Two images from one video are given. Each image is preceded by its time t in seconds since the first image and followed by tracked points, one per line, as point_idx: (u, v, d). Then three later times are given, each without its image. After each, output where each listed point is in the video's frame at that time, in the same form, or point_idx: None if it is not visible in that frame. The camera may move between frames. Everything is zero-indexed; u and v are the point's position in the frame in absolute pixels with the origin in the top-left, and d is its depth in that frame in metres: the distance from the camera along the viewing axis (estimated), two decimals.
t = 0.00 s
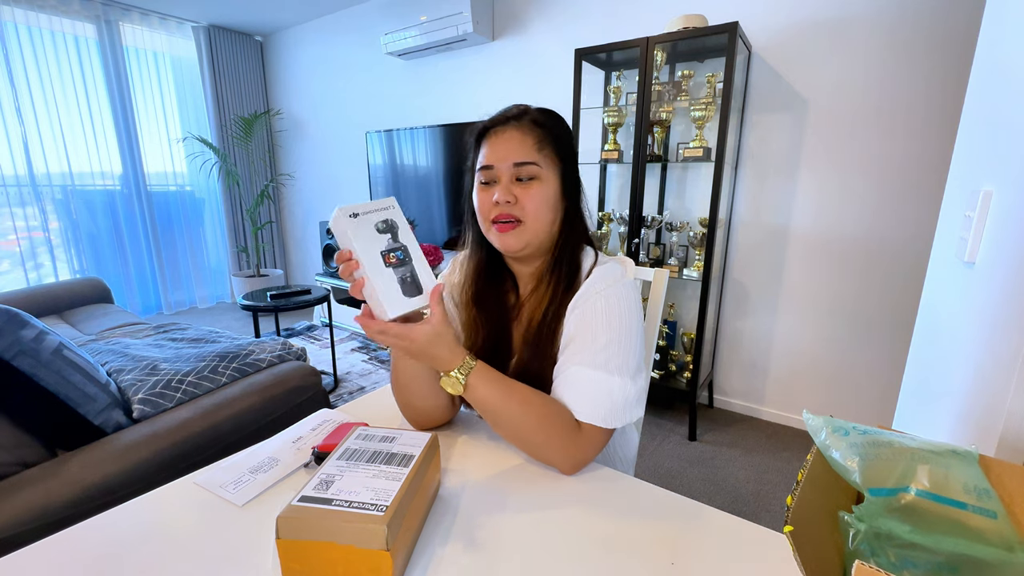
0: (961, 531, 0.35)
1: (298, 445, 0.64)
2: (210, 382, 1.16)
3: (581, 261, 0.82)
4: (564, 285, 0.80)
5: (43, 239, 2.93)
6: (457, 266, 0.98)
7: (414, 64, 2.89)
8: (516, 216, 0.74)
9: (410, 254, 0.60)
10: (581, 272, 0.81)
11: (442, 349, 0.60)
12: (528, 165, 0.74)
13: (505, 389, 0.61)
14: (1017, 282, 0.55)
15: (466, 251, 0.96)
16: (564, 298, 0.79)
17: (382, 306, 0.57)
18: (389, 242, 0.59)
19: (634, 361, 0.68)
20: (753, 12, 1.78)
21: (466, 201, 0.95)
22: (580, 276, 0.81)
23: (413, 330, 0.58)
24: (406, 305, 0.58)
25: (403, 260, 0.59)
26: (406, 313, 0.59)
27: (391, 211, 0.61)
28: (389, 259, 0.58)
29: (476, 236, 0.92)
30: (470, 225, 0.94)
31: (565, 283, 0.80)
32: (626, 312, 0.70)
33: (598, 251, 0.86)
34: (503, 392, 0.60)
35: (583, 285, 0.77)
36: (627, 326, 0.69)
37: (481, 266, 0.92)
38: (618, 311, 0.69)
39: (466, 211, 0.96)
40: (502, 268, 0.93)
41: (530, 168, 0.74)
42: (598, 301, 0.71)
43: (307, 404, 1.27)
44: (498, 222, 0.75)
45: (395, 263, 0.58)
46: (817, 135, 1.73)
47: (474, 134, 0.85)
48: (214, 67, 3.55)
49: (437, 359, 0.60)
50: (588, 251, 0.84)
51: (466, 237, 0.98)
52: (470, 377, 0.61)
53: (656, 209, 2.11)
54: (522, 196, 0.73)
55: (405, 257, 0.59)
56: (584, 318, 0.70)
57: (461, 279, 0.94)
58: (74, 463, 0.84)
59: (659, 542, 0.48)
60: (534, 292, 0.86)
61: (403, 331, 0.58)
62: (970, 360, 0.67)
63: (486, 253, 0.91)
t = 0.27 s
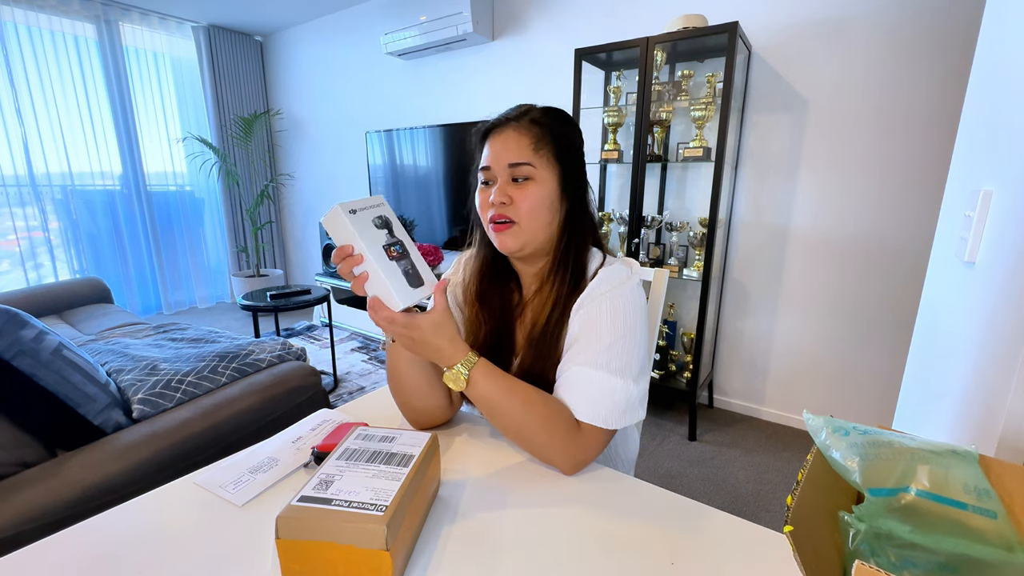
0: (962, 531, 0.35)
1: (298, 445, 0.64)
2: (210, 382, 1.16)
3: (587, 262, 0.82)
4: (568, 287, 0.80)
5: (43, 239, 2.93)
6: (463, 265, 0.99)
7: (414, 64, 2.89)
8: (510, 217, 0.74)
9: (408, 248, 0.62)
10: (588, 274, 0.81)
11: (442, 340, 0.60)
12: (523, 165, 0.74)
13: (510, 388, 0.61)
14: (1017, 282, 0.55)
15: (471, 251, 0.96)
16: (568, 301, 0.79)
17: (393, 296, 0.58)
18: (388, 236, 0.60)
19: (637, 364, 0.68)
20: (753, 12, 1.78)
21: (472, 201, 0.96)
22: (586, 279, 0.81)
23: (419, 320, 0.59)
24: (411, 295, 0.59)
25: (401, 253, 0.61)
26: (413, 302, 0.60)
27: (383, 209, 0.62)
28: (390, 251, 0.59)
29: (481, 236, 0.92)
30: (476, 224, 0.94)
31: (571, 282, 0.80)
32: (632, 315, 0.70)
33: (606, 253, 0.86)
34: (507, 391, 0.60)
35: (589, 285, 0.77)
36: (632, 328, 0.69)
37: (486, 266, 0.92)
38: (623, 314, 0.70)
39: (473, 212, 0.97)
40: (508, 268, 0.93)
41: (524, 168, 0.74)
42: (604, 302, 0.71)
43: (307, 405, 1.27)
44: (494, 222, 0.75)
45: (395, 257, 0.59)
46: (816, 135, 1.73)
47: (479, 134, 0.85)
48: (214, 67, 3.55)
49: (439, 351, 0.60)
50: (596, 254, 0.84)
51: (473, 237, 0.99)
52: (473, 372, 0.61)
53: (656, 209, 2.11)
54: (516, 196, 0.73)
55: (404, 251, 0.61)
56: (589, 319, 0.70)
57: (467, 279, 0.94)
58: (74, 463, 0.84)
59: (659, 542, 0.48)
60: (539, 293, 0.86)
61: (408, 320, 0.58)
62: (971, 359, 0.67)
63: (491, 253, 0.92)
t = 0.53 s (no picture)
0: (962, 531, 0.35)
1: (298, 445, 0.64)
2: (210, 382, 1.16)
3: (587, 262, 0.81)
4: (570, 287, 0.80)
5: (43, 239, 2.93)
6: (462, 263, 0.98)
7: (414, 64, 2.89)
8: (528, 220, 0.74)
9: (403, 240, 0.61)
10: (586, 273, 0.81)
11: (458, 335, 0.58)
12: (545, 169, 0.74)
13: (516, 384, 0.60)
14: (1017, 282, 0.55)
15: (472, 250, 0.96)
16: (569, 299, 0.79)
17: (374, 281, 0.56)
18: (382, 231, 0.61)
19: (638, 363, 0.68)
20: (753, 12, 1.78)
21: (472, 197, 0.95)
22: (586, 277, 0.80)
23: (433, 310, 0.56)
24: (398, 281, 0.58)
25: (395, 244, 0.61)
26: (399, 289, 0.58)
27: (387, 211, 0.64)
28: (380, 243, 0.59)
29: (483, 235, 0.92)
30: (478, 223, 0.94)
31: (572, 283, 0.80)
32: (632, 314, 0.70)
33: (604, 252, 0.86)
34: (510, 387, 0.60)
35: (589, 283, 0.77)
36: (633, 328, 0.69)
37: (487, 264, 0.92)
38: (623, 313, 0.70)
39: (473, 209, 0.96)
40: (508, 267, 0.93)
41: (546, 173, 0.74)
42: (604, 302, 0.71)
43: (307, 404, 1.27)
44: (509, 224, 0.75)
45: (387, 248, 0.60)
46: (817, 135, 1.73)
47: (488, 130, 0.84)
48: (214, 67, 3.55)
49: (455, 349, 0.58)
50: (593, 252, 0.84)
51: (473, 235, 0.98)
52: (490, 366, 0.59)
53: (656, 209, 2.11)
54: (536, 200, 0.74)
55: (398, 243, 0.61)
56: (589, 319, 0.70)
57: (467, 276, 0.94)
58: (74, 463, 0.84)
59: (659, 542, 0.48)
60: (541, 293, 0.86)
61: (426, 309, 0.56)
62: (970, 360, 0.67)
63: (494, 253, 0.91)
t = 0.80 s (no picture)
0: (962, 531, 0.35)
1: (298, 445, 0.64)
2: (210, 382, 1.16)
3: (585, 262, 0.82)
4: (571, 287, 0.80)
5: (43, 239, 2.93)
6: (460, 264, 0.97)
7: (414, 64, 2.89)
8: (536, 225, 0.75)
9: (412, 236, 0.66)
10: (585, 275, 0.81)
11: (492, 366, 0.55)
12: (551, 174, 0.74)
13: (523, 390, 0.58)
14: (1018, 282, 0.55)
15: (470, 250, 0.95)
16: (569, 300, 0.80)
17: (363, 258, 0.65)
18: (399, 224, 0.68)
19: (640, 364, 0.69)
20: (753, 12, 1.78)
21: (471, 198, 0.94)
22: (586, 279, 0.81)
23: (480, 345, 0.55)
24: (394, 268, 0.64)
25: (404, 236, 0.66)
26: (382, 273, 0.64)
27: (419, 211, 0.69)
28: (391, 233, 0.66)
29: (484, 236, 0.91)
30: (477, 224, 0.93)
31: (571, 285, 0.80)
32: (633, 313, 0.70)
33: (601, 252, 0.86)
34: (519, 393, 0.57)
35: (589, 285, 0.77)
36: (635, 327, 0.69)
37: (486, 265, 0.92)
38: (625, 313, 0.70)
39: (470, 209, 0.95)
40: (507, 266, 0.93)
41: (552, 178, 0.75)
42: (606, 302, 0.71)
43: (307, 405, 1.27)
44: (517, 229, 0.76)
45: (396, 239, 0.66)
46: (816, 135, 1.73)
47: (487, 130, 0.83)
48: (214, 67, 3.55)
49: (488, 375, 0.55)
50: (591, 252, 0.84)
51: (470, 235, 0.98)
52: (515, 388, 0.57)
53: (656, 209, 2.11)
54: (543, 205, 0.74)
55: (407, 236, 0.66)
56: (591, 319, 0.70)
57: (466, 277, 0.93)
58: (75, 463, 0.84)
59: (659, 542, 0.48)
60: (541, 295, 0.86)
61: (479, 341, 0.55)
62: (970, 359, 0.67)
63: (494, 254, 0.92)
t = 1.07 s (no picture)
0: (962, 532, 0.35)
1: (298, 445, 0.64)
2: (210, 382, 1.16)
3: (586, 263, 0.82)
4: (571, 286, 0.81)
5: (43, 239, 2.93)
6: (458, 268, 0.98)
7: (414, 64, 2.89)
8: (533, 226, 0.75)
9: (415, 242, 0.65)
10: (587, 273, 0.81)
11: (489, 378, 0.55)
12: (545, 173, 0.74)
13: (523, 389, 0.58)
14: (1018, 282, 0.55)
15: (467, 254, 0.95)
16: (571, 298, 0.80)
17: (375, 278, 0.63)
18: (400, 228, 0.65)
19: (642, 366, 0.69)
20: (753, 12, 1.78)
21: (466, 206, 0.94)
22: (586, 279, 0.81)
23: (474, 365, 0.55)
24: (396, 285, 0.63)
25: (408, 245, 0.65)
26: (398, 292, 0.63)
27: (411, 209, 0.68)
28: (393, 242, 0.64)
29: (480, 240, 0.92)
30: (473, 228, 0.93)
31: (572, 285, 0.80)
32: (635, 313, 0.70)
33: (601, 251, 0.87)
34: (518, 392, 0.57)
35: (589, 288, 0.77)
36: (636, 328, 0.69)
37: (485, 269, 0.92)
38: (627, 313, 0.70)
39: (466, 215, 0.95)
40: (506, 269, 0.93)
41: (545, 177, 0.75)
42: (606, 302, 0.71)
43: (307, 405, 1.27)
44: (514, 231, 0.76)
45: (399, 248, 0.64)
46: (816, 135, 1.73)
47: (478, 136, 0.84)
48: (214, 67, 3.55)
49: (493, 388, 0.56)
50: (592, 252, 0.84)
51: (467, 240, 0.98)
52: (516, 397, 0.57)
53: (656, 209, 2.11)
54: (539, 205, 0.74)
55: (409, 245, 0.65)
56: (592, 320, 0.70)
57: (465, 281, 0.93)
58: (75, 463, 0.84)
59: (659, 542, 0.48)
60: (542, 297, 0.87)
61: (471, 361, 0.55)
62: (970, 359, 0.67)
63: (492, 258, 0.92)
